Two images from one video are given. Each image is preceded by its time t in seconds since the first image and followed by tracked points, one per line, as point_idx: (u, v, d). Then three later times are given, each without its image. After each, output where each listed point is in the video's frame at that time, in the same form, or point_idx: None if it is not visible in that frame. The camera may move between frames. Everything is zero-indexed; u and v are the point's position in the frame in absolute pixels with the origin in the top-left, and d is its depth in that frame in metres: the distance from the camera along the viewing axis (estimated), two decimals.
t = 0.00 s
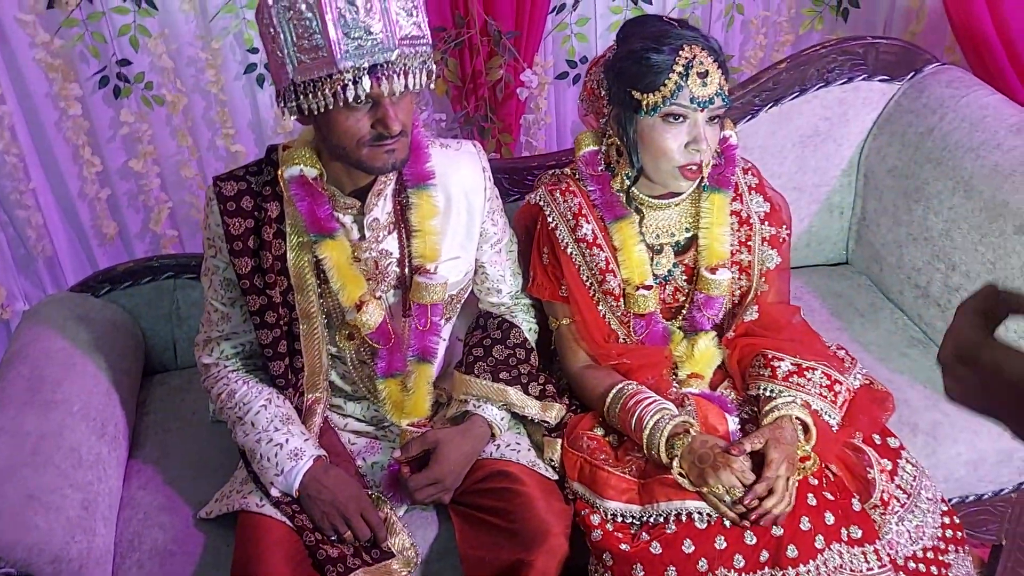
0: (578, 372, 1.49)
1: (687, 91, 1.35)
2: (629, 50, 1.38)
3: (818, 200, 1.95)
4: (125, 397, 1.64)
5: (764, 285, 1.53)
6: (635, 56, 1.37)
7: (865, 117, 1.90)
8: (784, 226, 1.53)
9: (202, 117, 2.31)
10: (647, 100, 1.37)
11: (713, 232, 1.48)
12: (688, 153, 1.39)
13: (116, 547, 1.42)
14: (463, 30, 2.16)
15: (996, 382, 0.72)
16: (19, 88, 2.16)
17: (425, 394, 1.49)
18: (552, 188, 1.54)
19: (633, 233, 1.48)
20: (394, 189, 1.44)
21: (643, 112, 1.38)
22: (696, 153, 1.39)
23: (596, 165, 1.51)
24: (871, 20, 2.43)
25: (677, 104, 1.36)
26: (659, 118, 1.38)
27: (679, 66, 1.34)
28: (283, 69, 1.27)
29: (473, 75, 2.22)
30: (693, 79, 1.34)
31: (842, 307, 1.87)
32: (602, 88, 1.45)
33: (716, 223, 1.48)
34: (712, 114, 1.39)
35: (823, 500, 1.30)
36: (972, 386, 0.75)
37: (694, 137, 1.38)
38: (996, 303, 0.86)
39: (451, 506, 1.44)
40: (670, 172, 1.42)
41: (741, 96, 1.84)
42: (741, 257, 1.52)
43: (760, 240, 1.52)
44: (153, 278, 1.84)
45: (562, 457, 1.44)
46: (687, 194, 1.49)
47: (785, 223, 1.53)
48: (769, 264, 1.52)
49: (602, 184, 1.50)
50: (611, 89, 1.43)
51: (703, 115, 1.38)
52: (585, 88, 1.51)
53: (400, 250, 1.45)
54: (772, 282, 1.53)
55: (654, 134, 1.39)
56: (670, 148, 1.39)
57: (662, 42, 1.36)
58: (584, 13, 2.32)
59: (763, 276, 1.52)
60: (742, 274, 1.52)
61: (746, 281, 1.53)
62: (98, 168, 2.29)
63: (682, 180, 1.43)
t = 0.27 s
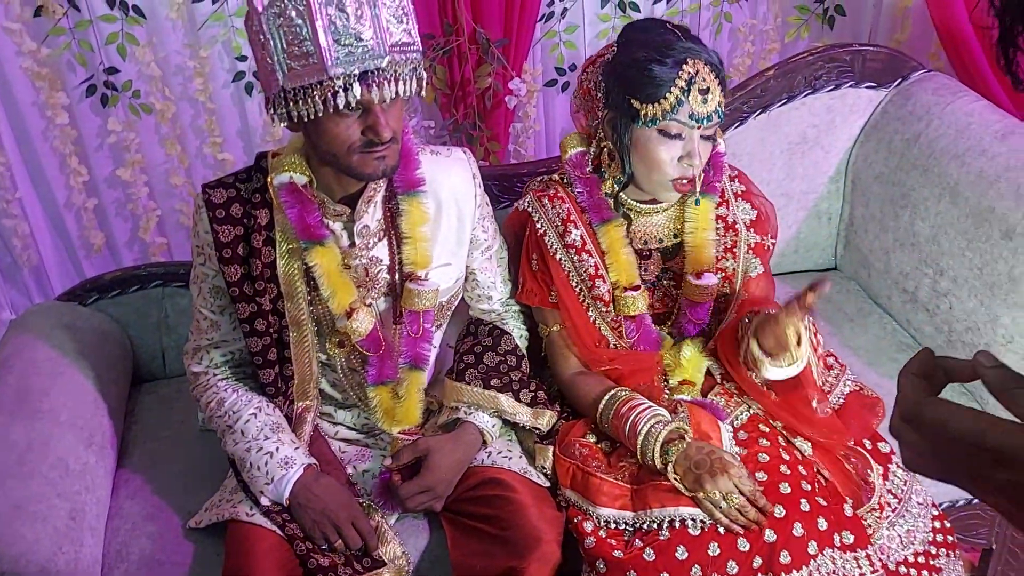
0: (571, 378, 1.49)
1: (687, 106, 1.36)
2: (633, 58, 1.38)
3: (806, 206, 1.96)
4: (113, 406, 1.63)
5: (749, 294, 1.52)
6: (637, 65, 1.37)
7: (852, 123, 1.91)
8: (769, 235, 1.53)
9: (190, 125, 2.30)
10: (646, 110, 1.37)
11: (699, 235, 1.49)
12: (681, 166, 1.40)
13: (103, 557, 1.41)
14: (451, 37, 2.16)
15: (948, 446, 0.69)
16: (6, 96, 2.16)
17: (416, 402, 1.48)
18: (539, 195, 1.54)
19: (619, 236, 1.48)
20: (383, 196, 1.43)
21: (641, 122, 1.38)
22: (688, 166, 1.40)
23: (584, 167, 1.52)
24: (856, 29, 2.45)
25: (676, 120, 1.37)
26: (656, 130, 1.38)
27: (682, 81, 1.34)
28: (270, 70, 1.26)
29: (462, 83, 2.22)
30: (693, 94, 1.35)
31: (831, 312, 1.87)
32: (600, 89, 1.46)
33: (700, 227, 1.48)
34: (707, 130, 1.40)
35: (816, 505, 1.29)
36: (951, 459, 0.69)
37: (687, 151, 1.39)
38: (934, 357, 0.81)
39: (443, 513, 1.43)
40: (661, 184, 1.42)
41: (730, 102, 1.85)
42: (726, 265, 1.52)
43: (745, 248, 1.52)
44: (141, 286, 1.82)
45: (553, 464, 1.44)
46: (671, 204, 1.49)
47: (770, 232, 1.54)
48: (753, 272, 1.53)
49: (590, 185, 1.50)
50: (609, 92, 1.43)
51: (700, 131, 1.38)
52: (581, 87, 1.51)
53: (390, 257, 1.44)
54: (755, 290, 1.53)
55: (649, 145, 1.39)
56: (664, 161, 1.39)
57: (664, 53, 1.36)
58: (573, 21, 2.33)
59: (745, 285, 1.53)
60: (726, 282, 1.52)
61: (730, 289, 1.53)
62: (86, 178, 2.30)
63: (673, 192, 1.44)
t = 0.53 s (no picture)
0: (562, 386, 1.48)
1: (678, 111, 1.36)
2: (622, 64, 1.38)
3: (799, 209, 1.96)
4: (104, 415, 1.62)
5: (744, 300, 1.52)
6: (626, 71, 1.37)
7: (844, 126, 1.91)
8: (764, 241, 1.53)
9: (181, 132, 2.31)
10: (637, 116, 1.36)
11: (693, 244, 1.48)
12: (674, 171, 1.40)
13: (95, 568, 1.40)
14: (442, 43, 2.16)
15: (934, 443, 0.77)
16: None
17: (410, 408, 1.48)
18: (532, 202, 1.54)
19: (614, 245, 1.48)
20: (373, 201, 1.42)
21: (632, 129, 1.38)
22: (681, 171, 1.40)
23: (577, 176, 1.51)
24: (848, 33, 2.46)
25: (668, 124, 1.36)
26: (647, 137, 1.38)
27: (671, 86, 1.35)
28: (265, 81, 1.23)
29: (453, 89, 2.22)
30: (684, 99, 1.35)
31: (824, 315, 1.87)
32: (590, 98, 1.45)
33: (695, 235, 1.48)
34: (699, 134, 1.40)
35: (810, 509, 1.29)
36: (934, 455, 0.78)
37: (681, 155, 1.39)
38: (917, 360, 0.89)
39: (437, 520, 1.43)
40: (656, 189, 1.42)
41: (722, 106, 1.85)
42: (720, 271, 1.52)
43: (740, 254, 1.52)
44: (132, 294, 1.81)
45: (547, 470, 1.43)
46: (666, 211, 1.49)
47: (764, 238, 1.54)
48: (748, 279, 1.52)
49: (585, 195, 1.50)
50: (599, 100, 1.43)
51: (692, 136, 1.38)
52: (572, 95, 1.51)
53: (382, 263, 1.44)
54: (751, 296, 1.53)
55: (641, 151, 1.39)
56: (657, 166, 1.39)
57: (654, 60, 1.36)
58: (564, 26, 2.33)
59: (742, 291, 1.52)
60: (721, 289, 1.52)
61: (725, 295, 1.53)
62: (76, 185, 2.31)
63: (667, 197, 1.44)
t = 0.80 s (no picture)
0: (561, 389, 1.47)
1: (671, 103, 1.34)
2: (612, 62, 1.37)
3: (796, 205, 1.95)
4: (98, 427, 1.60)
5: (745, 297, 1.51)
6: (617, 68, 1.36)
7: (839, 121, 1.90)
8: (765, 237, 1.51)
9: (173, 139, 2.31)
10: (630, 112, 1.35)
11: (694, 245, 1.47)
12: (672, 165, 1.38)
13: None
14: (434, 45, 2.14)
15: (933, 433, 0.69)
16: None
17: (406, 414, 1.46)
18: (529, 206, 1.52)
19: (612, 249, 1.46)
20: (365, 207, 1.41)
21: (626, 125, 1.37)
22: (680, 164, 1.38)
23: (574, 180, 1.49)
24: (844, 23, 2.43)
25: (662, 116, 1.35)
26: (642, 130, 1.37)
27: (662, 78, 1.34)
28: (257, 89, 1.20)
29: (446, 91, 2.21)
30: (676, 91, 1.34)
31: (824, 312, 1.86)
32: (581, 101, 1.45)
33: (696, 235, 1.47)
34: (695, 124, 1.38)
35: (811, 508, 1.28)
36: (940, 443, 0.69)
37: (678, 148, 1.37)
38: (924, 346, 0.82)
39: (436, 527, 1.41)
40: (655, 184, 1.40)
41: (716, 103, 1.84)
42: (722, 270, 1.51)
43: (741, 253, 1.51)
44: (125, 304, 1.79)
45: (546, 475, 1.41)
46: (667, 209, 1.48)
47: (766, 234, 1.52)
48: (750, 276, 1.51)
49: (582, 200, 1.48)
50: (590, 100, 1.42)
51: (687, 125, 1.37)
52: (563, 102, 1.50)
53: (375, 269, 1.42)
54: (754, 294, 1.51)
55: (637, 147, 1.37)
56: (654, 161, 1.37)
57: (643, 54, 1.35)
58: (556, 25, 2.32)
59: (744, 289, 1.51)
60: (722, 287, 1.52)
61: (727, 293, 1.52)
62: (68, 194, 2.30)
63: (667, 192, 1.42)
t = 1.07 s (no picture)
0: (562, 387, 1.46)
1: (666, 99, 1.34)
2: (606, 58, 1.36)
3: (797, 199, 1.93)
4: (98, 431, 1.60)
5: (745, 292, 1.50)
6: (611, 64, 1.35)
7: (839, 115, 1.89)
8: (763, 231, 1.50)
9: (172, 140, 2.30)
10: (625, 109, 1.35)
11: (692, 240, 1.46)
12: (668, 160, 1.37)
13: None
14: (431, 43, 2.13)
15: (948, 429, 0.74)
16: None
17: (404, 414, 1.45)
18: (526, 203, 1.52)
19: (611, 245, 1.46)
20: (362, 207, 1.40)
21: (621, 121, 1.36)
22: (675, 160, 1.38)
23: (571, 177, 1.49)
24: (842, 20, 2.43)
25: (657, 112, 1.34)
26: (637, 126, 1.36)
27: (656, 74, 1.33)
28: (254, 91, 1.19)
29: (444, 89, 2.20)
30: (670, 86, 1.33)
31: (826, 306, 1.85)
32: (576, 97, 1.43)
33: (695, 230, 1.46)
34: (690, 120, 1.38)
35: (814, 504, 1.27)
36: (953, 440, 0.75)
37: (673, 144, 1.37)
38: (939, 342, 0.84)
39: (438, 528, 1.41)
40: (651, 181, 1.39)
41: (714, 99, 1.83)
42: (721, 265, 1.50)
43: (740, 247, 1.49)
44: (124, 307, 1.79)
45: (547, 474, 1.41)
46: (664, 205, 1.47)
47: (764, 227, 1.51)
48: (750, 270, 1.49)
49: (578, 196, 1.48)
50: (585, 96, 1.41)
51: (682, 122, 1.36)
52: (558, 98, 1.49)
53: (373, 269, 1.42)
54: (754, 288, 1.50)
55: (632, 143, 1.37)
56: (649, 157, 1.37)
57: (637, 50, 1.35)
58: (554, 22, 2.31)
59: (744, 283, 1.49)
60: (722, 282, 1.50)
61: (727, 288, 1.50)
62: (68, 198, 2.31)
63: (662, 189, 1.41)
